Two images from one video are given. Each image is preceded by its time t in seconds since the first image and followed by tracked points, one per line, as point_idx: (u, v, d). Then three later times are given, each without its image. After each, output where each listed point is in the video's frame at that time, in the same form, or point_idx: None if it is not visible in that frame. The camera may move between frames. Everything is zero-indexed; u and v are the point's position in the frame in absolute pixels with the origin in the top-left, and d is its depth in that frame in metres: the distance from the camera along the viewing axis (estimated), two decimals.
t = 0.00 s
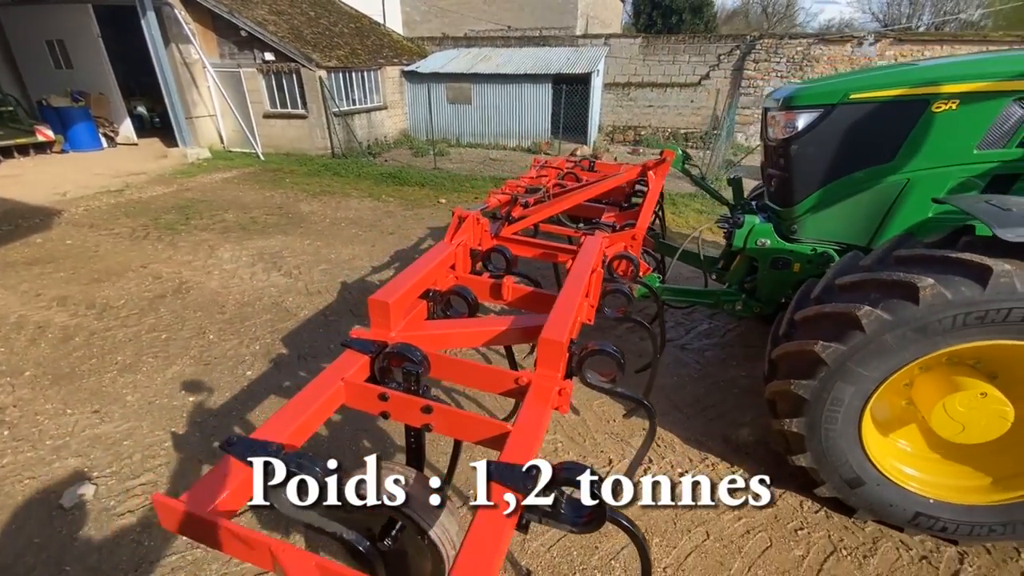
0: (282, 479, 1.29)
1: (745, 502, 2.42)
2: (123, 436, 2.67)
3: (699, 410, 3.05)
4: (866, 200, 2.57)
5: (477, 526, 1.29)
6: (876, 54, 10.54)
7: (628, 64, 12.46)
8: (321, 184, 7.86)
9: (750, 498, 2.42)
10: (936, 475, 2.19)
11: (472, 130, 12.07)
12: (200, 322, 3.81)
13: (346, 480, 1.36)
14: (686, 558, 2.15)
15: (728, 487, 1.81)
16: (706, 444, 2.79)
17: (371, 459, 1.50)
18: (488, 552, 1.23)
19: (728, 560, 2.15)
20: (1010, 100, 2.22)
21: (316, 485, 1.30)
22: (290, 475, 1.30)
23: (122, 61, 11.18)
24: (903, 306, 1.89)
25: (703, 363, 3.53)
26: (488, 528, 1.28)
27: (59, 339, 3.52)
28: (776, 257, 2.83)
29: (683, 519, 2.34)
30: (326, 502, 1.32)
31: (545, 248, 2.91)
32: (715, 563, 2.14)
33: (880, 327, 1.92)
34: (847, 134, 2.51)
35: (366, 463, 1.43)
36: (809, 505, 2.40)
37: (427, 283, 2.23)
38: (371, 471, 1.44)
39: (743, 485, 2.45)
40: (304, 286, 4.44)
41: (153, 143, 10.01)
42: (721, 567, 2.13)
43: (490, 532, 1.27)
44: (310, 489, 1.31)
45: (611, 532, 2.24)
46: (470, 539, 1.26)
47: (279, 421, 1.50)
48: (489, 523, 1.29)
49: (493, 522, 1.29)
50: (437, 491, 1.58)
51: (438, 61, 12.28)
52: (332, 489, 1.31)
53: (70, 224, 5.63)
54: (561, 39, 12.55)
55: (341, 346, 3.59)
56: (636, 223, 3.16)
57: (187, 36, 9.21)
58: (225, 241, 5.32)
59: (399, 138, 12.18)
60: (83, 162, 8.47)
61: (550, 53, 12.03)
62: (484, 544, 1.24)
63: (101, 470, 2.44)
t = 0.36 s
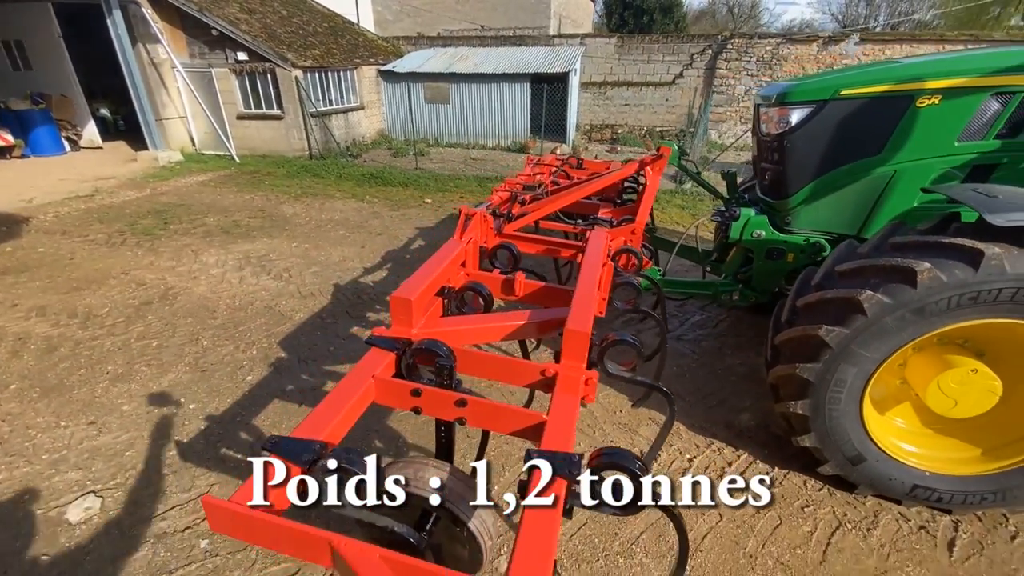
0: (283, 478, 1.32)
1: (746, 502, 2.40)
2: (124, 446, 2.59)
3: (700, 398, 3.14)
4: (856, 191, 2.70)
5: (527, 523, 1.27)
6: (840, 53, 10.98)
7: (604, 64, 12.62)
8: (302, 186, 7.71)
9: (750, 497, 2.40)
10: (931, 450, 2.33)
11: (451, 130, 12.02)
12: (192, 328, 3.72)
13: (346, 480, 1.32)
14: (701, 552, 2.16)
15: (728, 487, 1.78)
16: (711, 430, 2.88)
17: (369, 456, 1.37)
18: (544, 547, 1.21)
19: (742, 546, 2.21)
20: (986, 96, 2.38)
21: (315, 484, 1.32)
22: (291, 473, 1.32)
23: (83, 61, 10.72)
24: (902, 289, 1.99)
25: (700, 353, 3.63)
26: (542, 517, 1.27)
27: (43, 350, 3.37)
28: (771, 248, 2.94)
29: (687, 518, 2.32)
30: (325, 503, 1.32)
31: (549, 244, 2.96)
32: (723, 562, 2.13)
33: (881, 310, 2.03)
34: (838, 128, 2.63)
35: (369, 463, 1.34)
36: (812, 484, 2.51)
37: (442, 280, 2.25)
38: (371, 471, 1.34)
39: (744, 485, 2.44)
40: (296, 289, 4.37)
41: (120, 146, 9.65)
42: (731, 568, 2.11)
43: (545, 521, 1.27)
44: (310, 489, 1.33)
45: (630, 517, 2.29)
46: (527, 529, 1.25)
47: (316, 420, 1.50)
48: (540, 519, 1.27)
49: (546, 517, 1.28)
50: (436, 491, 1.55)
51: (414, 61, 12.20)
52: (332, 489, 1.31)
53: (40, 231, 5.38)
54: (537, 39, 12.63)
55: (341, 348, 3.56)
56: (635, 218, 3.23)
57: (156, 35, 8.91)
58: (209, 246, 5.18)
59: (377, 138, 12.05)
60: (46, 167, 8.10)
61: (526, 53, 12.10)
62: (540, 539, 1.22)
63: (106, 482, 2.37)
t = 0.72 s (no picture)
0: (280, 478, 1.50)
1: (745, 503, 2.40)
2: (103, 469, 2.46)
3: (687, 387, 3.24)
4: (827, 183, 2.85)
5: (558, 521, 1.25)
6: (790, 52, 11.49)
7: (567, 63, 12.76)
8: (266, 191, 7.46)
9: (750, 497, 2.40)
10: (907, 423, 2.48)
11: (416, 130, 11.88)
12: (163, 342, 3.54)
13: (345, 480, 1.35)
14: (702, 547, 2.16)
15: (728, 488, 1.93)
16: (699, 417, 2.98)
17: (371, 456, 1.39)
18: (580, 540, 1.20)
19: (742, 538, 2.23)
20: (942, 90, 2.56)
21: (316, 485, 1.31)
22: (291, 473, 1.31)
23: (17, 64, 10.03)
24: (879, 273, 2.12)
25: (682, 343, 3.74)
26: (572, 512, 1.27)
27: None
28: (749, 239, 3.07)
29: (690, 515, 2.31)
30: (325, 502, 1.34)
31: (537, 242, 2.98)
32: (722, 556, 2.14)
33: (861, 293, 2.15)
34: (809, 122, 2.77)
35: (370, 461, 1.37)
36: (799, 462, 2.63)
37: (440, 281, 2.23)
38: (372, 469, 1.37)
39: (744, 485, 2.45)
40: (271, 297, 4.23)
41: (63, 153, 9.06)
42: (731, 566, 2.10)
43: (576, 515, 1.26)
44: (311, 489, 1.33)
45: (632, 507, 2.34)
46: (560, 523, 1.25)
47: (330, 428, 1.47)
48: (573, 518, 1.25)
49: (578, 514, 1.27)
50: (437, 490, 1.55)
51: (376, 61, 12.00)
52: (332, 489, 1.32)
53: None
54: (500, 38, 12.64)
55: (325, 355, 3.48)
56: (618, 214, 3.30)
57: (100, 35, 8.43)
58: (173, 255, 4.94)
59: (340, 140, 11.77)
60: None
61: (489, 52, 12.10)
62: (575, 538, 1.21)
63: (87, 508, 2.24)
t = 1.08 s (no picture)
0: (282, 478, 1.58)
1: (745, 502, 2.39)
2: (83, 500, 2.28)
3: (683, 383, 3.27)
4: (814, 177, 2.92)
5: (606, 523, 1.25)
6: (751, 54, 11.87)
7: (536, 64, 12.80)
8: (233, 197, 7.16)
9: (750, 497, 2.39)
10: (902, 409, 2.56)
11: (386, 133, 11.67)
12: (136, 359, 3.33)
13: (345, 480, 1.21)
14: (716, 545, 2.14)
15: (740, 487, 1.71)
16: (699, 412, 3.00)
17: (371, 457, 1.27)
18: (630, 545, 1.19)
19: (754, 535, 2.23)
20: (920, 87, 2.67)
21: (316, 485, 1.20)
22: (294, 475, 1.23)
23: None
24: (876, 264, 2.18)
25: (674, 338, 3.78)
26: (620, 518, 1.25)
27: None
28: (739, 234, 3.12)
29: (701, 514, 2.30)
30: (323, 503, 1.20)
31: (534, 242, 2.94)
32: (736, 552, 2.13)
33: (859, 285, 2.21)
34: (797, 119, 2.84)
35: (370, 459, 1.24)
36: (799, 452, 2.68)
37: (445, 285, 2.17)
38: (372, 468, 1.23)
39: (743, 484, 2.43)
40: (250, 307, 4.05)
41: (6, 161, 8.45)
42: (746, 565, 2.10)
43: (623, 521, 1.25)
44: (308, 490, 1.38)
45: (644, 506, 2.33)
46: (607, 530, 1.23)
47: (352, 445, 1.39)
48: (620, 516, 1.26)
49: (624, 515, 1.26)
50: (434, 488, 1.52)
51: (342, 62, 11.73)
52: (331, 489, 1.19)
53: None
54: (469, 39, 12.56)
55: (313, 367, 3.34)
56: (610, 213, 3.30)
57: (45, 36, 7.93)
58: (138, 267, 4.67)
59: (307, 144, 11.45)
60: None
61: (458, 54, 12.01)
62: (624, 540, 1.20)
63: (67, 544, 2.07)
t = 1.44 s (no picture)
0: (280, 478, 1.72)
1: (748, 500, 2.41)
2: (69, 536, 2.12)
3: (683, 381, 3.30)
4: (804, 176, 2.99)
5: (655, 522, 1.25)
6: (718, 55, 12.16)
7: (508, 66, 12.77)
8: (203, 205, 6.88)
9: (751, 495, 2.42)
10: (899, 399, 2.64)
11: (358, 136, 11.44)
12: (114, 381, 3.14)
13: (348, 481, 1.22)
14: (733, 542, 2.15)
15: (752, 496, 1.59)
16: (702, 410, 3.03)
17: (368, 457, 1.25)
18: (685, 549, 1.19)
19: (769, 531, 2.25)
20: (902, 88, 2.77)
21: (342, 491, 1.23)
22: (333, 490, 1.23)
23: None
24: (875, 260, 2.24)
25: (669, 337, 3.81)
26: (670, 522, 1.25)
27: None
28: (733, 233, 3.17)
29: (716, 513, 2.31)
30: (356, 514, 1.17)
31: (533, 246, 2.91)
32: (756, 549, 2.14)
33: (860, 280, 2.27)
34: (788, 119, 2.90)
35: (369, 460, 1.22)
36: (801, 445, 2.74)
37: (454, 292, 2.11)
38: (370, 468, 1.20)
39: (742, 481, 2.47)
40: (232, 321, 3.88)
41: None
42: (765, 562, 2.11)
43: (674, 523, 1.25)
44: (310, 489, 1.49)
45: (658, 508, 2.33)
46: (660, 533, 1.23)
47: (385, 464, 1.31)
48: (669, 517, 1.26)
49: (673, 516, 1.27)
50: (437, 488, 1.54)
51: (310, 65, 11.44)
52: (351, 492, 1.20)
53: None
54: (440, 41, 12.44)
55: (307, 381, 3.21)
56: (606, 214, 3.28)
57: None
58: (107, 281, 4.42)
59: (276, 149, 11.12)
60: None
61: (430, 56, 11.89)
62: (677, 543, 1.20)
63: None
